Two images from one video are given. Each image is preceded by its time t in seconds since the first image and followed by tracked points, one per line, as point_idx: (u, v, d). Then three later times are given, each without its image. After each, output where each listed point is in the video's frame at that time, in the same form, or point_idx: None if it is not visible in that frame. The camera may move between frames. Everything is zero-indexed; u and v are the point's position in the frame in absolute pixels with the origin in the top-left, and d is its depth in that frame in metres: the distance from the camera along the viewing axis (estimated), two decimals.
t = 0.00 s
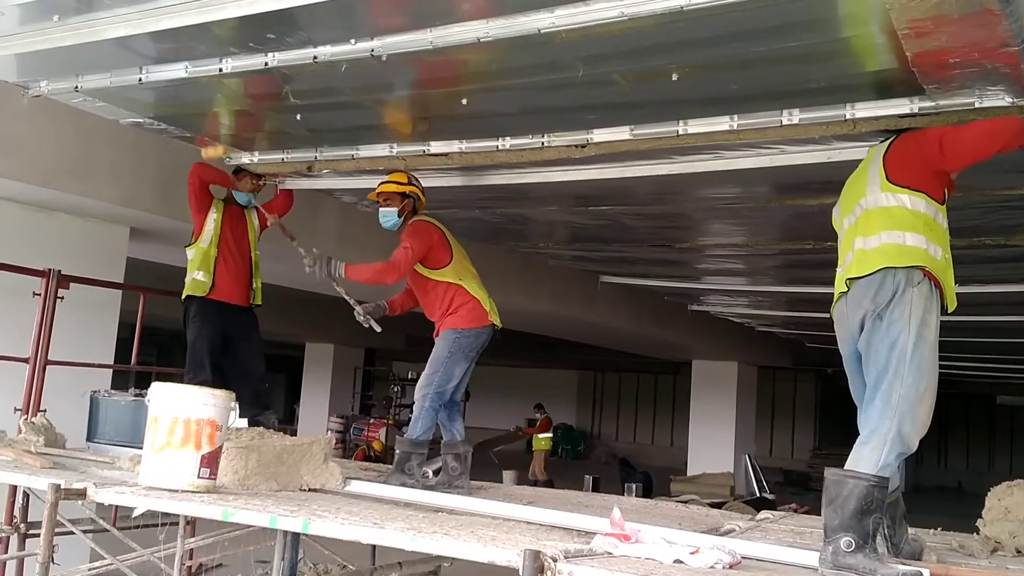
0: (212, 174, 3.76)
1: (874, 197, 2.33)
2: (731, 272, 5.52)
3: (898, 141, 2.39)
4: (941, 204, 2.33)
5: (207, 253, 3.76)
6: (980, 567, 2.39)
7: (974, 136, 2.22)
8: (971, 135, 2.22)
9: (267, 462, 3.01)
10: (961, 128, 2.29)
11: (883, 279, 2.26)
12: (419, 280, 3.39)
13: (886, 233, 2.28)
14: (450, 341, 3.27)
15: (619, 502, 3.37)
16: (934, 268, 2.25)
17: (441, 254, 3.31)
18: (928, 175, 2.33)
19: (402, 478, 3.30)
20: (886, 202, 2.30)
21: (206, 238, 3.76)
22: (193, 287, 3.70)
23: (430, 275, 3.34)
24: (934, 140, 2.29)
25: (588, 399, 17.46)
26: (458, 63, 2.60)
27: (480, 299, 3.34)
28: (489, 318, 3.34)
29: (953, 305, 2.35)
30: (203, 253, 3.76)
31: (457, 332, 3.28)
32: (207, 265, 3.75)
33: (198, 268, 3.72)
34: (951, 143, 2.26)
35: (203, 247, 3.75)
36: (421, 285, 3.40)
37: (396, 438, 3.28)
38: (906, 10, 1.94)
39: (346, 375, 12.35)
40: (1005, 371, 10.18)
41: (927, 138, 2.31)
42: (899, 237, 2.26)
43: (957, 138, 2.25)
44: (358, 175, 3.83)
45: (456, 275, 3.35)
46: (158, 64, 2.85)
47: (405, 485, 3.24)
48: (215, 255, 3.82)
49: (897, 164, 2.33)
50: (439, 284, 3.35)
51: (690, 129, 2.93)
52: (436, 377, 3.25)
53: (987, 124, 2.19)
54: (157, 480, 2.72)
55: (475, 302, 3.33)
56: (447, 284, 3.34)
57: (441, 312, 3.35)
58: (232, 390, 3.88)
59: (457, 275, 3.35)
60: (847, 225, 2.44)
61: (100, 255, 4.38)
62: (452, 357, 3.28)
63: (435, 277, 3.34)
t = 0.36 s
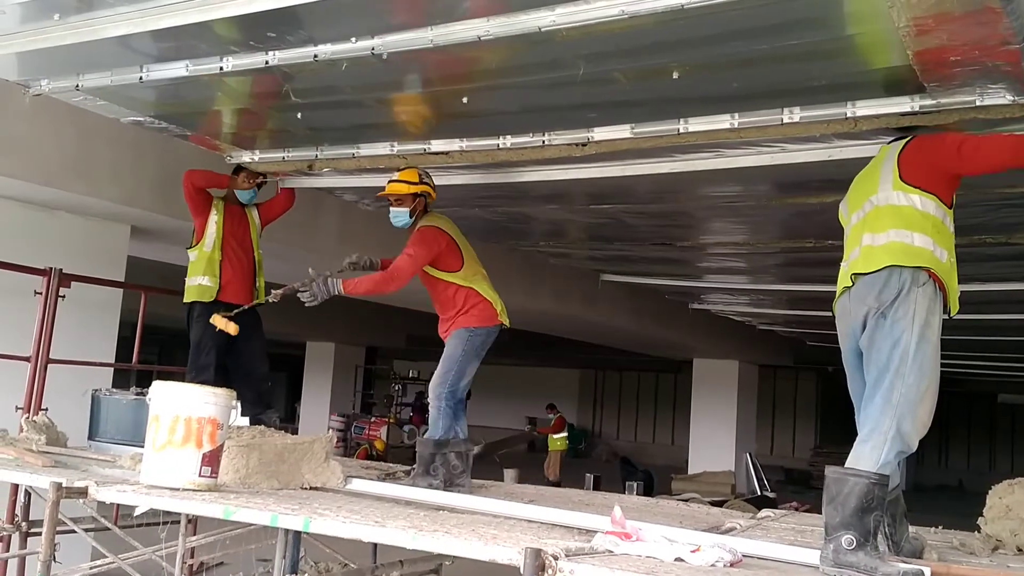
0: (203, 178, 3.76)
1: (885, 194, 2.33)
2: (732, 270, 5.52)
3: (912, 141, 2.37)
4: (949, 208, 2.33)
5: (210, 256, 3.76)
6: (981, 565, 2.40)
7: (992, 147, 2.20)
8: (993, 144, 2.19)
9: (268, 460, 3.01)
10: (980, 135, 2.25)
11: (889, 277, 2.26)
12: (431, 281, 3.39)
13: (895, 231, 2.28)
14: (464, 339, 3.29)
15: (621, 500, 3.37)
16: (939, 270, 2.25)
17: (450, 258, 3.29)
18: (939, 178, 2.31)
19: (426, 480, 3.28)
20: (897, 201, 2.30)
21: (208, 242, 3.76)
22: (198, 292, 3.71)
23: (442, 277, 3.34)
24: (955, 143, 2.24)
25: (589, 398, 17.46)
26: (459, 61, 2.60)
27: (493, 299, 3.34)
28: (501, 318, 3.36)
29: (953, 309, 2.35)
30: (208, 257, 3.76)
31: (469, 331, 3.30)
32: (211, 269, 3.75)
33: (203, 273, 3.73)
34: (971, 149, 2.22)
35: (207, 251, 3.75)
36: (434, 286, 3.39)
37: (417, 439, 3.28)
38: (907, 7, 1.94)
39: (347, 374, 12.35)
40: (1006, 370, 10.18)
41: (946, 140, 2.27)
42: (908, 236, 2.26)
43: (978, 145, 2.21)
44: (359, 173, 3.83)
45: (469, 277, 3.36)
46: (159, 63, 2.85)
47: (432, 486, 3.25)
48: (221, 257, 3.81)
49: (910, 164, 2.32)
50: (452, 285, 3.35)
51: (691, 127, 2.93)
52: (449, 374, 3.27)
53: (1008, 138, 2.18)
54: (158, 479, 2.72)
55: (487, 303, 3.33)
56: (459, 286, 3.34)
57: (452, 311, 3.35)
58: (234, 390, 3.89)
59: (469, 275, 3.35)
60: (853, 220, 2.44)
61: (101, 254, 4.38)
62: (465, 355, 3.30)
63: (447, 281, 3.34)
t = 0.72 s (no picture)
0: (213, 170, 3.73)
1: (880, 190, 2.33)
2: (729, 267, 5.53)
3: (907, 137, 2.38)
4: (944, 203, 2.33)
5: (206, 250, 3.76)
6: (977, 561, 2.40)
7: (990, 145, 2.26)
8: (986, 145, 2.26)
9: (265, 457, 3.01)
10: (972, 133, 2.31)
11: (885, 273, 2.26)
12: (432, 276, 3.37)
13: (891, 227, 2.28)
14: (466, 337, 3.30)
15: (618, 497, 3.36)
16: (936, 265, 2.26)
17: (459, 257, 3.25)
18: (935, 173, 2.32)
19: (425, 477, 3.28)
20: (892, 196, 2.30)
21: (206, 235, 3.76)
22: (193, 285, 3.71)
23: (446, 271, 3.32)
24: (950, 142, 2.29)
25: (587, 395, 17.47)
26: (455, 58, 2.60)
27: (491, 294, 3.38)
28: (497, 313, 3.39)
29: (951, 304, 2.35)
30: (204, 251, 3.76)
31: (470, 327, 3.31)
32: (207, 263, 3.75)
33: (198, 266, 3.73)
34: (966, 148, 2.28)
35: (203, 245, 3.75)
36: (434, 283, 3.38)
37: (416, 437, 3.28)
38: (905, 4, 1.94)
39: (344, 371, 12.35)
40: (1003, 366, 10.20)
41: (939, 138, 2.31)
42: (904, 232, 2.26)
43: (973, 145, 2.28)
44: (356, 170, 3.83)
45: (471, 273, 3.36)
46: (155, 59, 2.85)
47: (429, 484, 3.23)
48: (217, 252, 3.81)
49: (905, 159, 2.33)
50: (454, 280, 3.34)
51: (688, 123, 2.93)
52: (452, 372, 3.29)
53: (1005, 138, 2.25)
54: (155, 475, 2.72)
55: (486, 298, 3.35)
56: (461, 283, 3.34)
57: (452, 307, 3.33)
58: (231, 387, 3.88)
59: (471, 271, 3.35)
60: (849, 217, 2.44)
61: (98, 252, 4.37)
62: (467, 351, 3.32)
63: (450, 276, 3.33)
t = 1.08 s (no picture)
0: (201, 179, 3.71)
1: (868, 188, 2.33)
2: (725, 264, 5.53)
3: (892, 135, 2.38)
4: (934, 197, 2.33)
5: (201, 253, 3.76)
6: (973, 557, 2.40)
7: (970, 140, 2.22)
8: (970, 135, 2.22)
9: (262, 454, 3.01)
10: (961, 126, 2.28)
11: (877, 272, 2.27)
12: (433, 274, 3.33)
13: (880, 225, 2.28)
14: (463, 333, 3.31)
15: (614, 493, 3.36)
16: (927, 260, 2.26)
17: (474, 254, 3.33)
18: (923, 168, 2.32)
19: (421, 473, 3.29)
20: (881, 194, 2.30)
21: (200, 237, 3.75)
22: (187, 288, 3.69)
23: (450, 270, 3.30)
24: (932, 136, 2.29)
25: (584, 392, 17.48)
26: (452, 54, 2.60)
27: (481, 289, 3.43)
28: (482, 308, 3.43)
29: (944, 298, 2.36)
30: (198, 253, 3.75)
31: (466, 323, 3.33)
32: (201, 265, 3.75)
33: (192, 268, 3.72)
34: (948, 141, 2.26)
35: (198, 247, 3.75)
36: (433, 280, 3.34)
37: (412, 434, 3.27)
38: (900, 1, 1.95)
39: (340, 368, 12.34)
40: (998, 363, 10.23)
41: (923, 134, 2.31)
42: (894, 229, 2.26)
43: (955, 137, 2.25)
44: (352, 167, 3.82)
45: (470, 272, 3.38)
46: (151, 55, 2.84)
47: (426, 480, 3.25)
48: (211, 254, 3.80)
49: (892, 157, 2.33)
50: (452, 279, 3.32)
51: (685, 120, 2.93)
52: (450, 369, 3.28)
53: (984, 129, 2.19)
54: (150, 473, 2.72)
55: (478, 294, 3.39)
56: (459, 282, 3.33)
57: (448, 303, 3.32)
58: (228, 384, 3.88)
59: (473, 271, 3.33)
60: (841, 216, 2.44)
61: (94, 249, 4.37)
62: (463, 347, 3.33)
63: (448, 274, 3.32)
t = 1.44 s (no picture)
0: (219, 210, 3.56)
1: (867, 189, 2.33)
2: (725, 264, 5.53)
3: (891, 135, 2.38)
4: (934, 197, 2.33)
5: (219, 259, 3.75)
6: (974, 557, 2.40)
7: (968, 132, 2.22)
8: (967, 129, 2.22)
9: (262, 455, 3.00)
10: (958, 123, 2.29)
11: (877, 272, 2.27)
12: (433, 272, 3.32)
13: (880, 225, 2.28)
14: (462, 335, 3.30)
15: (615, 494, 3.36)
16: (927, 260, 2.26)
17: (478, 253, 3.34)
18: (922, 168, 2.32)
19: (421, 474, 3.29)
20: (880, 194, 2.31)
21: (217, 244, 3.73)
22: (205, 295, 3.71)
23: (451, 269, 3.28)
24: (929, 133, 2.29)
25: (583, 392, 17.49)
26: (453, 55, 2.60)
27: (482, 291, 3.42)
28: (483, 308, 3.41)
29: (945, 298, 2.36)
30: (216, 261, 3.74)
31: (466, 324, 3.32)
32: (218, 272, 3.74)
33: (209, 275, 3.72)
34: (945, 137, 2.26)
35: (216, 254, 3.73)
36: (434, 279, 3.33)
37: (412, 436, 3.28)
38: (901, 1, 1.95)
39: (341, 368, 12.34)
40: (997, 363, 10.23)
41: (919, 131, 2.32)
42: (893, 229, 2.26)
43: (952, 132, 2.25)
44: (352, 167, 3.82)
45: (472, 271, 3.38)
46: (151, 56, 2.84)
47: (427, 481, 3.24)
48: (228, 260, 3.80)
49: (891, 157, 2.33)
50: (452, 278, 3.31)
51: (686, 120, 2.93)
52: (449, 371, 3.28)
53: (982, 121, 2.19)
54: (150, 473, 2.72)
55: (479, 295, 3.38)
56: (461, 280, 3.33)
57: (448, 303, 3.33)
58: (228, 384, 3.88)
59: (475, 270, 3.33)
60: (841, 217, 2.44)
61: (95, 249, 4.37)
62: (463, 348, 3.33)
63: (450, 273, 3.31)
